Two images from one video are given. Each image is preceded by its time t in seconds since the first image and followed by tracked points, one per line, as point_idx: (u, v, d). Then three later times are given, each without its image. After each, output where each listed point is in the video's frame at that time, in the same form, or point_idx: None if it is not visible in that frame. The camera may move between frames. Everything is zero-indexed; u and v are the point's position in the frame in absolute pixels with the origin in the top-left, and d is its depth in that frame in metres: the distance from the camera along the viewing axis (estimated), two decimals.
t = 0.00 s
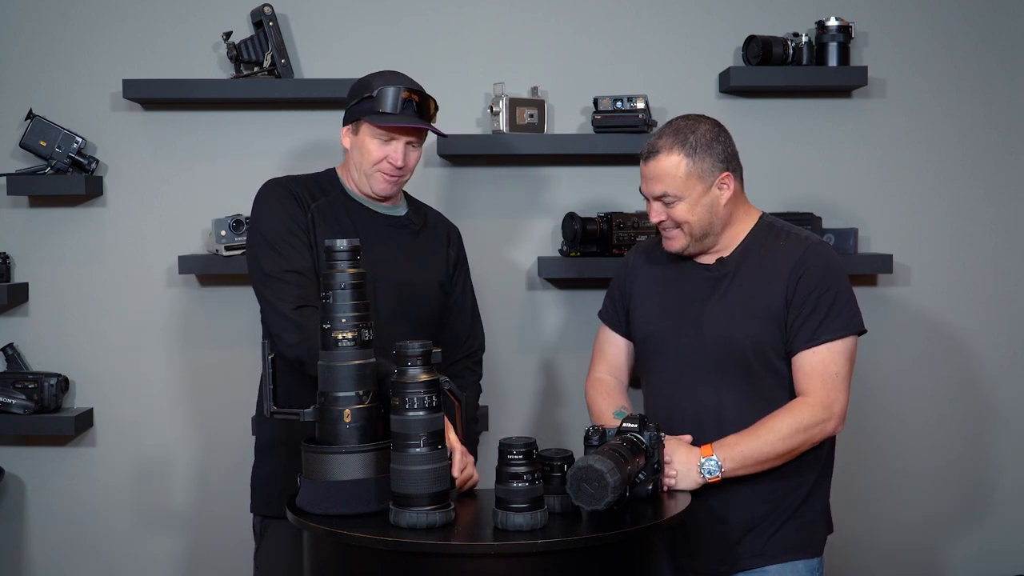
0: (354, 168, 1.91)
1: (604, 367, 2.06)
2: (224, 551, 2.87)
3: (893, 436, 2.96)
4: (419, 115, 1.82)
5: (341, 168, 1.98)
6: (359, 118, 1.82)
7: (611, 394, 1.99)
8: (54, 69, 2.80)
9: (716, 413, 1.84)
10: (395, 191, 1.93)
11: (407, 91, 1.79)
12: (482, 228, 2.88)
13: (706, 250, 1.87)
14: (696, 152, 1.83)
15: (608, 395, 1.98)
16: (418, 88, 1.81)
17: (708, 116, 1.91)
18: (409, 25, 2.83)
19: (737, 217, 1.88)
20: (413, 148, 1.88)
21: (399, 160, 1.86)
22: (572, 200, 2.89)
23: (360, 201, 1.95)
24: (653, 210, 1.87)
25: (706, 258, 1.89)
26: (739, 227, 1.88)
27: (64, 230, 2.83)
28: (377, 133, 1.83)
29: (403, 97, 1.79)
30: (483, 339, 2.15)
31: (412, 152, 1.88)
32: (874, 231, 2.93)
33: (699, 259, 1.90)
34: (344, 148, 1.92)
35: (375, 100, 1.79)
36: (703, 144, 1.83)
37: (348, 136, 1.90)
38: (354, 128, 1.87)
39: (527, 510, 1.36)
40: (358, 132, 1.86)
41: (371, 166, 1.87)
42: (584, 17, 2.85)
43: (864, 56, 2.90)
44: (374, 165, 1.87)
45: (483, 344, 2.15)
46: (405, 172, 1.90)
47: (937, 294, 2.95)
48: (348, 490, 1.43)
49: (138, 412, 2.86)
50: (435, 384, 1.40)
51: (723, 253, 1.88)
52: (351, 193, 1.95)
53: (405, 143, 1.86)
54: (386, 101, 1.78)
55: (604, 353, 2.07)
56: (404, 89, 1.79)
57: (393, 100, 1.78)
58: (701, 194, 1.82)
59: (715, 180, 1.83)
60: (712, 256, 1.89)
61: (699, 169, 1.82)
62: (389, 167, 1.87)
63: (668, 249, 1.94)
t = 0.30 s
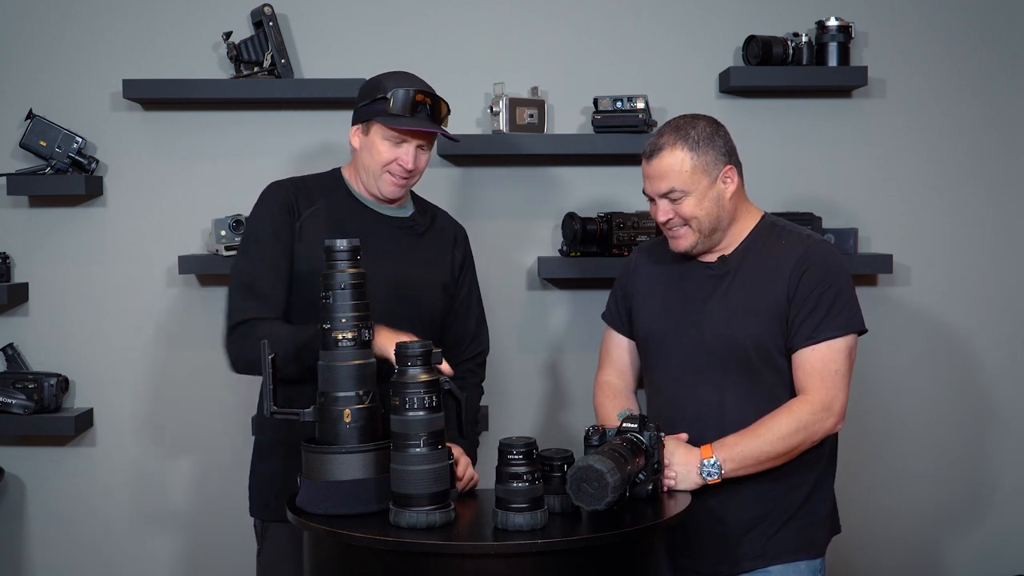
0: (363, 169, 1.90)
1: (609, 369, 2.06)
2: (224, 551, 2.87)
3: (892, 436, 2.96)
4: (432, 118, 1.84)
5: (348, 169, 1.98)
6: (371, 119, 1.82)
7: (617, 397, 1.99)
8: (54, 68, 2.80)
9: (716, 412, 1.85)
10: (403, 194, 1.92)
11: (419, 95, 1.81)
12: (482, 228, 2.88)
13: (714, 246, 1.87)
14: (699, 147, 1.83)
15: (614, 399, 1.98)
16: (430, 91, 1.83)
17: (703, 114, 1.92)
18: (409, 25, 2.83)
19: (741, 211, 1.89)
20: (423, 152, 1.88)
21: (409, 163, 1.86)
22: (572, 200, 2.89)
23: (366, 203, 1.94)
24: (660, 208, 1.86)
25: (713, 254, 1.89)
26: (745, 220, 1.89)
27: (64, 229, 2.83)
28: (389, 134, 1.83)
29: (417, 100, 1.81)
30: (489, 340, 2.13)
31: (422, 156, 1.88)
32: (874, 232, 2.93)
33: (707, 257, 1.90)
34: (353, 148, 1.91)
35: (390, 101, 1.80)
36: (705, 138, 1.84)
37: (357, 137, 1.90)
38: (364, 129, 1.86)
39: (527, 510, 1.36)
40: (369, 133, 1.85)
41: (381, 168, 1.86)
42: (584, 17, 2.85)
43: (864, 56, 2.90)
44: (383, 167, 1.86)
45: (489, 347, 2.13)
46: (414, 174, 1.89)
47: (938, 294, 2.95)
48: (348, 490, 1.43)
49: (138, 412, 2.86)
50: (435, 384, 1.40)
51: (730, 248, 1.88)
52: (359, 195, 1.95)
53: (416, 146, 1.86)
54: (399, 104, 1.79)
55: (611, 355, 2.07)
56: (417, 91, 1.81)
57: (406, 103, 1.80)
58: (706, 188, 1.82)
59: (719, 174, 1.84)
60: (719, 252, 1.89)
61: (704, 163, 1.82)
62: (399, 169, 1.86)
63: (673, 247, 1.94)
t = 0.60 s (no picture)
0: (359, 168, 1.89)
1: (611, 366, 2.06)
2: (224, 551, 2.87)
3: (892, 436, 2.96)
4: (432, 125, 1.81)
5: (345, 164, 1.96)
6: (371, 120, 1.80)
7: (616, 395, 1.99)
8: (54, 68, 2.80)
9: (716, 411, 1.85)
10: (397, 197, 1.91)
11: (423, 101, 1.79)
12: (482, 227, 2.88)
13: (711, 246, 1.87)
14: (701, 146, 1.84)
15: (614, 396, 1.98)
16: (433, 98, 1.80)
17: (709, 115, 1.92)
18: (409, 25, 2.83)
19: (741, 212, 1.89)
20: (419, 157, 1.87)
21: (405, 168, 1.85)
22: (571, 200, 2.89)
23: (360, 201, 1.93)
24: (659, 205, 1.87)
25: (710, 254, 1.89)
26: (745, 224, 1.88)
27: (65, 229, 2.83)
28: (387, 138, 1.82)
29: (419, 106, 1.78)
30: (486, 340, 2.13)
31: (419, 161, 1.87)
32: (874, 232, 2.93)
33: (705, 257, 1.90)
34: (352, 145, 1.90)
35: (391, 105, 1.78)
36: (708, 138, 1.84)
37: (356, 135, 1.88)
38: (364, 129, 1.85)
39: (527, 510, 1.36)
40: (368, 133, 1.84)
41: (376, 170, 1.85)
42: (584, 17, 2.85)
43: (864, 56, 2.90)
44: (379, 170, 1.85)
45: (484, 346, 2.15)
46: (409, 179, 1.88)
47: (938, 294, 2.95)
48: (348, 490, 1.43)
49: (138, 411, 2.86)
50: (435, 384, 1.40)
51: (728, 249, 1.88)
52: (353, 192, 1.93)
53: (413, 151, 1.85)
54: (401, 109, 1.77)
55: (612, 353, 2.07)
56: (420, 98, 1.78)
57: (408, 109, 1.77)
58: (706, 188, 1.83)
59: (720, 174, 1.84)
60: (717, 252, 1.89)
61: (705, 163, 1.83)
62: (394, 173, 1.85)
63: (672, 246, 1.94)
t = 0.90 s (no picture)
0: (333, 168, 1.84)
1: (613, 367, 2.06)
2: (224, 551, 2.88)
3: (892, 436, 2.96)
4: (410, 122, 1.79)
5: (316, 164, 1.91)
6: (348, 118, 1.77)
7: (620, 394, 1.99)
8: (54, 68, 2.80)
9: (717, 410, 1.84)
10: (372, 196, 1.88)
11: (400, 98, 1.77)
12: (482, 228, 2.88)
13: (716, 244, 1.87)
14: (708, 144, 1.84)
15: (618, 396, 1.98)
16: (410, 94, 1.78)
17: (713, 114, 1.93)
18: (409, 25, 2.83)
19: (747, 211, 1.89)
20: (396, 155, 1.85)
21: (383, 166, 1.82)
22: (571, 200, 2.89)
23: (334, 201, 1.88)
24: (665, 202, 1.86)
25: (715, 253, 1.90)
26: (749, 221, 1.89)
27: (64, 230, 2.83)
28: (365, 136, 1.79)
29: (397, 103, 1.76)
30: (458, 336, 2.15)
31: (395, 160, 1.85)
32: (874, 232, 2.93)
33: (709, 255, 1.90)
34: (325, 144, 1.85)
35: (368, 101, 1.75)
36: (715, 136, 1.85)
37: (329, 133, 1.84)
38: (338, 127, 1.81)
39: (527, 510, 1.36)
40: (343, 132, 1.80)
41: (353, 169, 1.81)
42: (584, 17, 2.85)
43: (864, 56, 2.90)
44: (356, 169, 1.82)
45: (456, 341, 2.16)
46: (385, 177, 1.86)
47: (938, 294, 2.95)
48: (349, 491, 1.43)
49: (138, 412, 2.86)
50: (435, 384, 1.41)
51: (732, 247, 1.88)
52: (327, 192, 1.88)
53: (390, 149, 1.82)
54: (379, 106, 1.75)
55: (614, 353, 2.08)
56: (397, 94, 1.76)
57: (386, 105, 1.75)
58: (713, 185, 1.83)
59: (726, 172, 1.85)
60: (721, 250, 1.89)
61: (711, 161, 1.83)
62: (372, 172, 1.82)
63: (676, 245, 1.94)
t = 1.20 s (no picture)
0: (316, 172, 1.77)
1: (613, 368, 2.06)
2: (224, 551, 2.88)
3: (892, 436, 2.97)
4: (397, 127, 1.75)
5: (293, 168, 1.83)
6: (335, 122, 1.70)
7: (621, 394, 1.99)
8: (54, 69, 2.80)
9: (718, 410, 1.84)
10: (354, 201, 1.82)
11: (387, 102, 1.72)
12: (482, 227, 2.88)
13: (718, 244, 1.87)
14: (710, 145, 1.84)
15: (619, 395, 1.98)
16: (397, 98, 1.74)
17: (716, 115, 1.93)
18: (409, 25, 2.82)
19: (748, 211, 1.89)
20: (380, 160, 1.79)
21: (369, 171, 1.77)
22: (571, 199, 2.89)
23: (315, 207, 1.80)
24: (667, 204, 1.86)
25: (716, 254, 1.90)
26: (751, 221, 1.89)
27: (65, 230, 2.83)
28: (352, 140, 1.72)
29: (385, 107, 1.72)
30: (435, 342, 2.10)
31: (380, 165, 1.80)
32: (874, 232, 2.93)
33: (710, 256, 1.90)
34: (306, 148, 1.77)
35: (354, 104, 1.69)
36: (717, 137, 1.85)
37: (310, 136, 1.76)
38: (322, 130, 1.74)
39: (528, 510, 1.36)
40: (328, 136, 1.73)
41: (339, 175, 1.75)
42: (584, 17, 2.85)
43: (864, 56, 2.90)
44: (342, 174, 1.75)
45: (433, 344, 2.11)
46: (368, 182, 1.80)
47: (938, 294, 2.95)
48: (349, 491, 1.43)
49: (138, 412, 2.86)
50: (432, 384, 1.41)
51: (734, 248, 1.88)
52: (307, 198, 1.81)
53: (376, 154, 1.77)
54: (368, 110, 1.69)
55: (614, 352, 2.08)
56: (385, 98, 1.72)
57: (375, 110, 1.70)
58: (715, 186, 1.83)
59: (728, 173, 1.85)
60: (723, 251, 1.89)
61: (714, 162, 1.83)
62: (358, 177, 1.76)
63: (677, 245, 1.94)
